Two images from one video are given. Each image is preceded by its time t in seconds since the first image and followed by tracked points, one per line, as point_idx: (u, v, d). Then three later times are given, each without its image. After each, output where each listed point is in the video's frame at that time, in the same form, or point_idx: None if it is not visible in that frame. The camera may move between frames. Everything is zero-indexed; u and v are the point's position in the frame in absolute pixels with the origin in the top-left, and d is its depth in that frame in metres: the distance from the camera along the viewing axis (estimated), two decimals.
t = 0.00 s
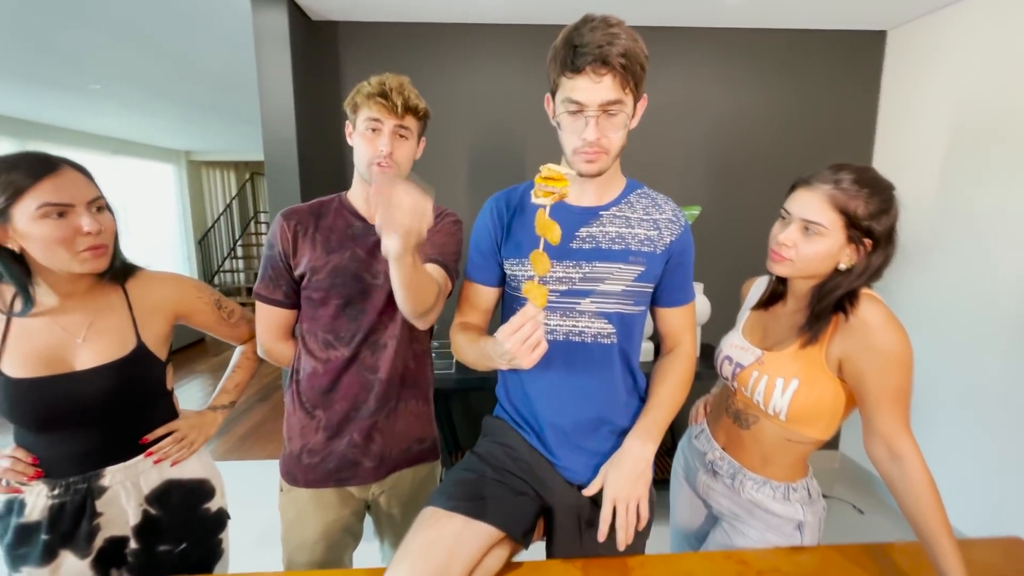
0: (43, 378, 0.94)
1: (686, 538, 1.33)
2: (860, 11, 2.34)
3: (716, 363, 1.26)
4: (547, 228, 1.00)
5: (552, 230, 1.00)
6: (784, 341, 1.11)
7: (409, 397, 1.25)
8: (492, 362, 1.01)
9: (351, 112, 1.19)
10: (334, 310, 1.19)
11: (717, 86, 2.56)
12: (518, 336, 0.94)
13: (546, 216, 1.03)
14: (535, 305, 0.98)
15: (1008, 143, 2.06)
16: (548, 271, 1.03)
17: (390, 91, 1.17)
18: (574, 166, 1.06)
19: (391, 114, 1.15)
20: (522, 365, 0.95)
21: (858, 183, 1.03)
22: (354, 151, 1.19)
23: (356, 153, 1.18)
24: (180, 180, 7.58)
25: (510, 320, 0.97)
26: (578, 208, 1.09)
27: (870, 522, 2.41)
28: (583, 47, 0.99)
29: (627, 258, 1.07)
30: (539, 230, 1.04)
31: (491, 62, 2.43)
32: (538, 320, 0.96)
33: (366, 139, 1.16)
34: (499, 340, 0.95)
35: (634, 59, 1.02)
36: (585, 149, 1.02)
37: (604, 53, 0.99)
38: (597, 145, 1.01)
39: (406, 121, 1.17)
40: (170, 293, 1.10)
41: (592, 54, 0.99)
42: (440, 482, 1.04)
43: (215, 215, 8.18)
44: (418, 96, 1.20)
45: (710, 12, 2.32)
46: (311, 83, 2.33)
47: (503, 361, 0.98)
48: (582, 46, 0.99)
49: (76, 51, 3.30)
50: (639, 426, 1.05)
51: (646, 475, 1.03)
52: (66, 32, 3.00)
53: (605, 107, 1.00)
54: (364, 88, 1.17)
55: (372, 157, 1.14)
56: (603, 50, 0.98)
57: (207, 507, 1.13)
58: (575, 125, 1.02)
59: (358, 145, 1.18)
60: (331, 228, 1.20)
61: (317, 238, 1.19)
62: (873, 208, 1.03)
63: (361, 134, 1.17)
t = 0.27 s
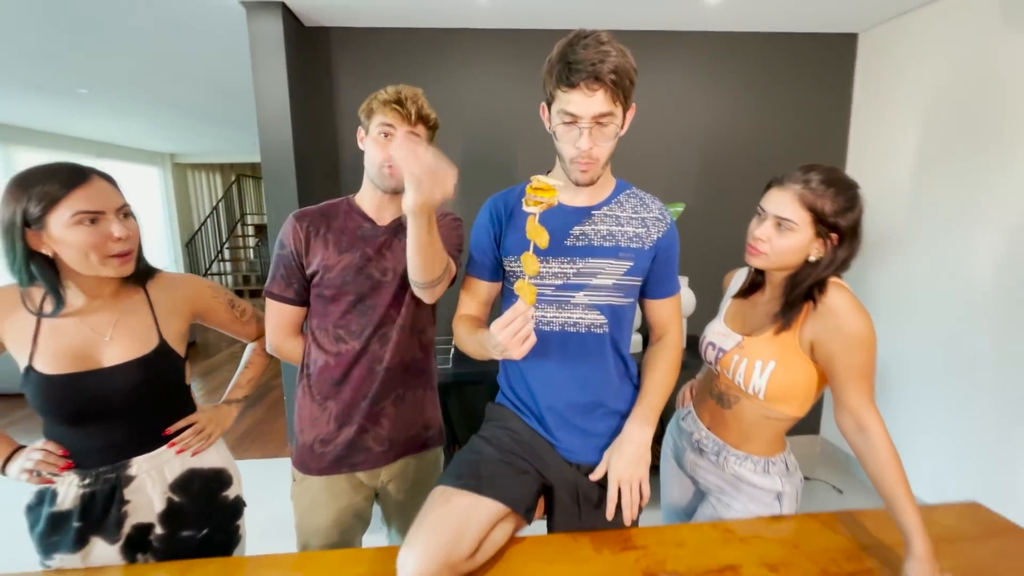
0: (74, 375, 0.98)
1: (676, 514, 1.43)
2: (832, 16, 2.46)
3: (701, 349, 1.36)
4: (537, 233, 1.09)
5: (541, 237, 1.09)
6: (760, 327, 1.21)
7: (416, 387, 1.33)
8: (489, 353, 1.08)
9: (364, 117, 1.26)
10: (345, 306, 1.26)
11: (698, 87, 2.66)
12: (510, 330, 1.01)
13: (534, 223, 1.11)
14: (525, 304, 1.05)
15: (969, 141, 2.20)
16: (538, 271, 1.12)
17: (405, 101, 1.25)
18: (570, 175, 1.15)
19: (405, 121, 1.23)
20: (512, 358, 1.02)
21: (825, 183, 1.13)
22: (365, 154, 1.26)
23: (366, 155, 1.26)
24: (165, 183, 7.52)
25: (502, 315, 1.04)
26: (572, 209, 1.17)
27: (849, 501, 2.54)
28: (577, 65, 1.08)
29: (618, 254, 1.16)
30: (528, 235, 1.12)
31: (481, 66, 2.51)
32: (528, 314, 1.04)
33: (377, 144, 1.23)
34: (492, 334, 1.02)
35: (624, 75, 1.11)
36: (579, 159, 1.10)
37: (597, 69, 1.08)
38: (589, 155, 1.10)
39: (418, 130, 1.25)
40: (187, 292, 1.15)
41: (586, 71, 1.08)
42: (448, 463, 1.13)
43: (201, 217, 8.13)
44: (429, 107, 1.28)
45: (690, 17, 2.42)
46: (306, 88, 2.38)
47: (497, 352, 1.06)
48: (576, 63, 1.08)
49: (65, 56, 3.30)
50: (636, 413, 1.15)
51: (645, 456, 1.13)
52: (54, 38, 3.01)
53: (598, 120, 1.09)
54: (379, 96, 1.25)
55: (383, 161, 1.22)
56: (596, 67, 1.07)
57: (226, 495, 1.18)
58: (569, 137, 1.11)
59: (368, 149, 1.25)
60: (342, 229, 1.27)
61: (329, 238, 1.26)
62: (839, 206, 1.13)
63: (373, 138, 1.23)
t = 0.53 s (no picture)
0: (112, 357, 1.07)
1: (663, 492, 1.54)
2: (811, 27, 2.60)
3: (685, 338, 1.47)
4: (535, 233, 1.17)
5: (539, 237, 1.17)
6: (739, 316, 1.33)
7: (424, 376, 1.42)
8: (490, 342, 1.18)
9: (375, 123, 1.35)
10: (357, 298, 1.35)
11: (685, 92, 2.79)
12: (509, 321, 1.11)
13: (534, 226, 1.19)
14: (524, 297, 1.16)
15: (936, 146, 2.35)
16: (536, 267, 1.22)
17: (416, 111, 1.34)
18: (565, 171, 1.24)
19: (414, 131, 1.32)
20: (512, 346, 1.12)
21: (795, 185, 1.25)
22: (376, 158, 1.36)
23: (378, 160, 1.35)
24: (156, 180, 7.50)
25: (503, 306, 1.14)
26: (570, 208, 1.28)
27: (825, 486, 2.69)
28: (575, 73, 1.19)
29: (611, 250, 1.26)
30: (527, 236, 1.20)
31: (477, 70, 2.60)
32: (526, 306, 1.14)
33: (388, 150, 1.32)
34: (494, 323, 1.12)
35: (617, 84, 1.22)
36: (574, 157, 1.21)
37: (592, 78, 1.18)
38: (584, 154, 1.20)
39: (425, 138, 1.34)
40: (211, 283, 1.25)
41: (582, 79, 1.19)
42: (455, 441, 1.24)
43: (192, 215, 8.11)
44: (438, 116, 1.36)
45: (677, 26, 2.54)
46: (308, 89, 2.46)
47: (498, 340, 1.15)
48: (574, 72, 1.19)
49: (64, 53, 3.33)
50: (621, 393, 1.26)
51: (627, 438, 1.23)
52: (54, 36, 3.04)
53: (591, 122, 1.20)
54: (391, 106, 1.33)
55: (393, 168, 1.31)
56: (591, 76, 1.18)
57: (246, 472, 1.27)
58: (566, 137, 1.22)
59: (380, 154, 1.35)
60: (353, 226, 1.36)
61: (341, 234, 1.35)
62: (807, 206, 1.25)
63: (384, 145, 1.33)
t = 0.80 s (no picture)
0: (144, 341, 1.17)
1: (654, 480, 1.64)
2: (801, 41, 2.72)
3: (674, 335, 1.56)
4: (541, 232, 1.27)
5: (545, 234, 1.28)
6: (725, 314, 1.42)
7: (430, 371, 1.50)
8: (498, 333, 1.28)
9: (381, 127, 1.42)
10: (366, 294, 1.43)
11: (679, 101, 2.90)
12: (519, 311, 1.19)
13: (540, 223, 1.28)
14: (529, 289, 1.25)
15: (916, 158, 2.47)
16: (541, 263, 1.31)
17: (416, 114, 1.39)
18: (566, 175, 1.34)
19: (416, 133, 1.38)
20: (521, 334, 1.22)
21: (776, 194, 1.35)
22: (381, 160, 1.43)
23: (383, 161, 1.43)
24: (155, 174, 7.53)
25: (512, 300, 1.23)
26: (572, 209, 1.37)
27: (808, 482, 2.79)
28: (575, 81, 1.29)
29: (608, 251, 1.36)
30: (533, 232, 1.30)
31: (480, 75, 2.70)
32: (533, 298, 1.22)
33: (394, 153, 1.40)
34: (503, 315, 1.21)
35: (614, 92, 1.31)
36: (574, 158, 1.30)
37: (590, 87, 1.28)
38: (582, 154, 1.29)
39: (428, 139, 1.40)
40: (233, 275, 1.35)
41: (581, 85, 1.28)
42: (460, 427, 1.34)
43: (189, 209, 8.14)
44: (439, 117, 1.43)
45: (672, 37, 2.65)
46: (316, 90, 2.54)
47: (506, 331, 1.25)
48: (575, 80, 1.29)
49: (72, 49, 3.38)
50: (616, 390, 1.35)
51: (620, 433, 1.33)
52: (65, 32, 3.10)
53: (590, 125, 1.28)
54: (394, 110, 1.40)
55: (398, 169, 1.38)
56: (589, 82, 1.27)
57: (261, 453, 1.35)
58: (567, 138, 1.31)
59: (386, 156, 1.42)
60: (364, 226, 1.44)
61: (352, 234, 1.43)
62: (789, 213, 1.35)
63: (389, 147, 1.40)
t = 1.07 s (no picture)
0: (161, 327, 1.25)
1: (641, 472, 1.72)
2: (797, 51, 2.79)
3: (662, 332, 1.63)
4: (538, 228, 1.33)
5: (541, 230, 1.34)
6: (711, 312, 1.49)
7: (428, 364, 1.57)
8: (494, 326, 1.34)
9: (385, 131, 1.49)
10: (370, 289, 1.50)
11: (676, 107, 2.97)
12: (515, 303, 1.25)
13: (537, 218, 1.36)
14: (525, 282, 1.31)
15: (905, 168, 2.54)
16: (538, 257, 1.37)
17: (419, 118, 1.46)
18: (560, 172, 1.41)
19: (418, 136, 1.44)
20: (515, 326, 1.28)
21: (762, 198, 1.43)
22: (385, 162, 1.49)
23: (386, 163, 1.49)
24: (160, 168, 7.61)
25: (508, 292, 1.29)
26: (567, 211, 1.44)
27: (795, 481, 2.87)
28: (573, 87, 1.37)
29: (600, 252, 1.43)
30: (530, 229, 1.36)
31: (483, 79, 2.77)
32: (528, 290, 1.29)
33: (397, 155, 1.46)
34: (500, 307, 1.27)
35: (609, 99, 1.38)
36: (568, 159, 1.38)
37: (588, 93, 1.36)
38: (576, 155, 1.37)
39: (431, 142, 1.47)
40: (244, 267, 1.44)
41: (577, 91, 1.36)
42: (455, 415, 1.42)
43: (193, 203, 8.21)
44: (440, 121, 1.50)
45: (671, 46, 2.72)
46: (324, 91, 2.61)
47: (501, 323, 1.31)
48: (572, 87, 1.37)
49: (85, 45, 3.46)
50: (609, 390, 1.43)
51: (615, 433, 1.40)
52: (79, 28, 3.17)
53: (585, 129, 1.36)
54: (398, 114, 1.46)
55: (402, 171, 1.45)
56: (585, 88, 1.35)
57: (267, 437, 1.43)
58: (563, 140, 1.38)
59: (390, 158, 1.48)
60: (369, 224, 1.51)
61: (357, 231, 1.50)
62: (773, 215, 1.43)
63: (393, 150, 1.46)
